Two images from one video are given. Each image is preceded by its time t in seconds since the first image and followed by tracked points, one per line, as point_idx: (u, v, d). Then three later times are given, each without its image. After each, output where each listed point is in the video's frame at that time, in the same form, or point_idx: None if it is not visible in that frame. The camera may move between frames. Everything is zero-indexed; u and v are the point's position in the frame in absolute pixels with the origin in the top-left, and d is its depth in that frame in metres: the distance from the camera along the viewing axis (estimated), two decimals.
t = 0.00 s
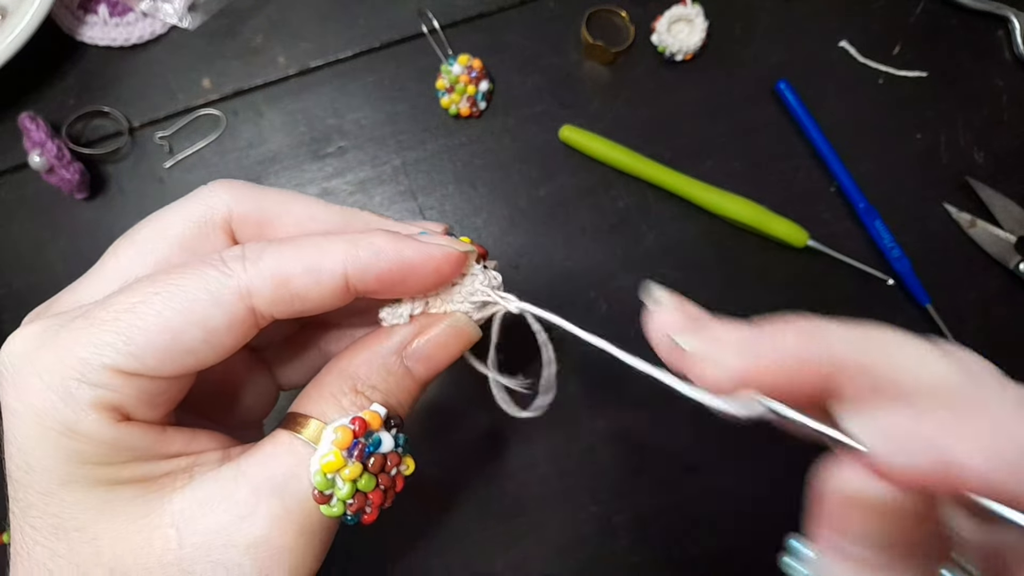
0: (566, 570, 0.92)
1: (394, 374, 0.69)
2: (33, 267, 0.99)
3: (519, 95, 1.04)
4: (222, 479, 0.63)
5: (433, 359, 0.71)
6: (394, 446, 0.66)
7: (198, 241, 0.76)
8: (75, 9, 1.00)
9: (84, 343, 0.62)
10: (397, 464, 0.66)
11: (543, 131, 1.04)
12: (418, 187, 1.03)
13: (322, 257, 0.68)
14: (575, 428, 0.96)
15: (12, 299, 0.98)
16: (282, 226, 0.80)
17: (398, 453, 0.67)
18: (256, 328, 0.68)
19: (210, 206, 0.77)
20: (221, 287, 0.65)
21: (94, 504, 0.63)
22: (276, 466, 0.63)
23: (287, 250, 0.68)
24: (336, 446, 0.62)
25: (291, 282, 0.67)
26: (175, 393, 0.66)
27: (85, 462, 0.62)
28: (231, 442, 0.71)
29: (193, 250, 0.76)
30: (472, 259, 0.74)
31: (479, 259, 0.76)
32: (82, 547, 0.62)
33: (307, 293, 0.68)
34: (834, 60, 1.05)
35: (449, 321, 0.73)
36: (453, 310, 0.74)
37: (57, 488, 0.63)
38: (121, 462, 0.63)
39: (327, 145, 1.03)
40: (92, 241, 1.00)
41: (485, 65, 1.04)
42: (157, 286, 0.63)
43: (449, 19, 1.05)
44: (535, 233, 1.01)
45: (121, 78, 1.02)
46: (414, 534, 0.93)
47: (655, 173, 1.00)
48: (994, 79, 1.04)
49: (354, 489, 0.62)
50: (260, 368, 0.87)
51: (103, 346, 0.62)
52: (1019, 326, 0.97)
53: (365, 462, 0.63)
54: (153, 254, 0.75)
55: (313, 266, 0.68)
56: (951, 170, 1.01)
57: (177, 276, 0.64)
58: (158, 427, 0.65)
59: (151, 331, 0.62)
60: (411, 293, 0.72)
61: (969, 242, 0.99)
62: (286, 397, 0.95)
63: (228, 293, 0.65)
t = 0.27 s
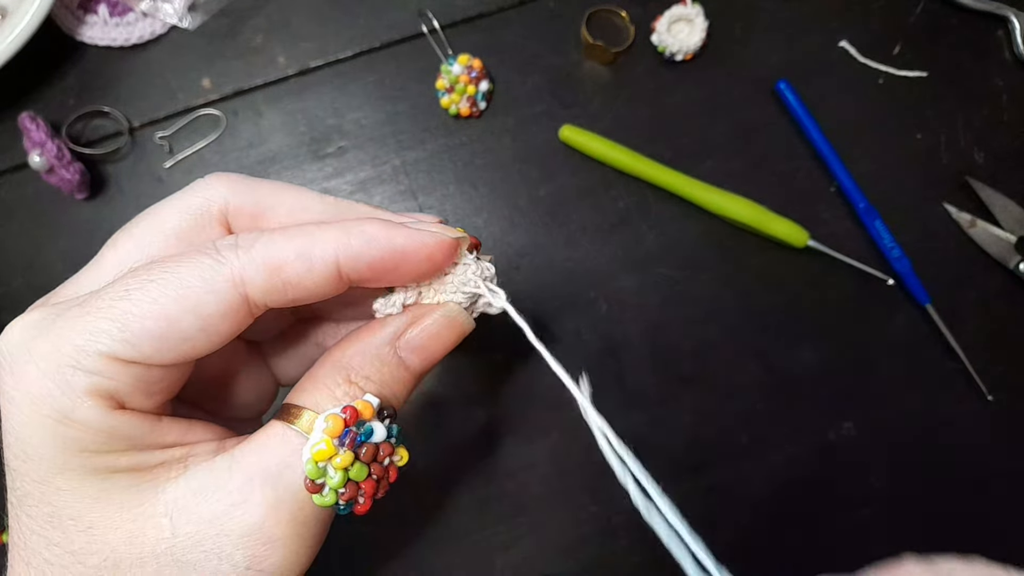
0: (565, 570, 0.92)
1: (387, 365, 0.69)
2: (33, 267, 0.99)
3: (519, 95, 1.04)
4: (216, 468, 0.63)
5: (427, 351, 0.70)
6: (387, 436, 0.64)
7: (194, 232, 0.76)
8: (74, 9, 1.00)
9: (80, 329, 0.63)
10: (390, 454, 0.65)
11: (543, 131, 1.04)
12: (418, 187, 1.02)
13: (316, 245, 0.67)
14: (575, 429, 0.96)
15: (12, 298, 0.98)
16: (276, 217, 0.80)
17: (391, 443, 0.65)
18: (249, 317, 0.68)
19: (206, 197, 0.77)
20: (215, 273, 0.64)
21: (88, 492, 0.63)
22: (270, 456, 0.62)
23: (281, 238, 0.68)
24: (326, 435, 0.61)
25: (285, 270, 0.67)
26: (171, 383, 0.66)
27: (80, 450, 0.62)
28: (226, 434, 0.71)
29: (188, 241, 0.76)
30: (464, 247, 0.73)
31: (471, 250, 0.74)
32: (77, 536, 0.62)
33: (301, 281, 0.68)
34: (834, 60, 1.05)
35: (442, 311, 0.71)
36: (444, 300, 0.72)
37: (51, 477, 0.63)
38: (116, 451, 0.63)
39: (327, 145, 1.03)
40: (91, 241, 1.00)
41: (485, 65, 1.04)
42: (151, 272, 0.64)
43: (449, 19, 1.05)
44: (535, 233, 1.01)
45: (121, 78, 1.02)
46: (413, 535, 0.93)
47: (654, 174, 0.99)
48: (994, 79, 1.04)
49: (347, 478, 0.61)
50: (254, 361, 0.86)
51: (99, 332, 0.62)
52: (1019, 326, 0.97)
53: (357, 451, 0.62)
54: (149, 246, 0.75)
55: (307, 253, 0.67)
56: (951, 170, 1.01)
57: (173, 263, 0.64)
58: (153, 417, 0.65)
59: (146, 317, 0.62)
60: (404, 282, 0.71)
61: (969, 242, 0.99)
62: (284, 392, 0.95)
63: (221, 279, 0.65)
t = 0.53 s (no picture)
0: (566, 568, 0.93)
1: (382, 363, 0.69)
2: (35, 267, 1.00)
3: (519, 96, 1.05)
4: (207, 467, 0.63)
5: (421, 348, 0.71)
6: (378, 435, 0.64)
7: (190, 232, 0.76)
8: (76, 10, 1.01)
9: (72, 327, 0.63)
10: (382, 453, 0.64)
11: (543, 132, 1.04)
12: (419, 187, 1.03)
13: (310, 242, 0.69)
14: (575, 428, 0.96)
15: (14, 298, 0.99)
16: (272, 216, 0.80)
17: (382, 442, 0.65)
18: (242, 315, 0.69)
19: (202, 199, 0.78)
20: (209, 272, 0.65)
21: (79, 491, 0.63)
22: (261, 454, 0.62)
23: (275, 237, 0.69)
24: (316, 433, 0.61)
25: (278, 268, 0.68)
26: (163, 381, 0.67)
27: (72, 449, 0.63)
28: (219, 434, 0.71)
29: (186, 240, 0.76)
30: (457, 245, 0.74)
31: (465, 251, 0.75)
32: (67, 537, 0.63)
33: (293, 278, 0.69)
34: (832, 61, 1.05)
35: (436, 310, 0.72)
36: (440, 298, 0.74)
37: (40, 474, 0.63)
38: (108, 449, 0.63)
39: (328, 146, 1.04)
40: (93, 241, 1.00)
41: (485, 66, 1.05)
42: (145, 270, 0.64)
43: (449, 20, 1.06)
44: (535, 233, 1.01)
45: (123, 79, 1.03)
46: (414, 533, 0.93)
47: (654, 174, 1.00)
48: (992, 80, 1.04)
49: (337, 477, 0.61)
50: (249, 360, 0.87)
51: (91, 330, 0.63)
52: (1017, 325, 0.97)
53: (347, 449, 0.62)
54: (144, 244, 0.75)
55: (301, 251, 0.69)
56: (950, 170, 1.02)
57: (166, 261, 0.65)
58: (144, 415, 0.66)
59: (139, 315, 0.63)
60: (397, 279, 0.73)
61: (967, 242, 0.99)
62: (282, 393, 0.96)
63: (215, 276, 0.65)
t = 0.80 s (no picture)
0: (566, 565, 0.94)
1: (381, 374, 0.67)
2: (39, 267, 1.01)
3: (519, 97, 1.05)
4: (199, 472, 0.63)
5: (423, 356, 0.69)
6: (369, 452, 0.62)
7: (195, 236, 0.77)
8: (79, 12, 1.02)
9: (72, 328, 0.65)
10: (374, 471, 0.63)
11: (543, 133, 1.05)
12: (420, 188, 1.04)
13: (307, 245, 0.69)
14: (575, 427, 0.97)
15: (18, 298, 1.00)
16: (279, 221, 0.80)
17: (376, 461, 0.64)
18: (241, 317, 0.69)
19: (207, 205, 0.78)
20: (205, 273, 0.66)
21: (74, 493, 0.63)
22: (253, 466, 0.61)
23: (273, 241, 0.69)
24: (305, 447, 0.60)
25: (275, 271, 0.69)
26: (160, 385, 0.68)
27: (70, 449, 0.64)
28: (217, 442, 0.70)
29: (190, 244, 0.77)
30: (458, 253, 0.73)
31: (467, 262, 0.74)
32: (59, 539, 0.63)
33: (291, 282, 0.69)
34: (830, 62, 1.06)
35: (437, 317, 0.70)
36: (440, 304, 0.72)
37: (40, 471, 0.64)
38: (104, 450, 0.64)
39: (330, 147, 1.04)
40: (96, 241, 1.01)
41: (485, 68, 1.05)
42: (142, 271, 0.66)
43: (450, 22, 1.07)
44: (535, 233, 1.02)
45: (126, 80, 1.04)
46: (415, 531, 0.94)
47: (653, 174, 1.01)
48: (989, 82, 1.05)
49: (323, 494, 0.60)
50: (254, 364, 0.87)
51: (90, 330, 0.64)
52: (1013, 325, 0.98)
53: (336, 465, 0.61)
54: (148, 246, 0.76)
55: (298, 254, 0.69)
56: (947, 171, 1.03)
57: (164, 263, 0.66)
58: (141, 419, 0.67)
59: (136, 314, 0.64)
60: (396, 285, 0.72)
61: (964, 242, 1.00)
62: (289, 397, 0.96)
63: (212, 278, 0.66)
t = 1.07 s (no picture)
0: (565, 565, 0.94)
1: (344, 355, 0.65)
2: (39, 267, 1.01)
3: (519, 97, 1.05)
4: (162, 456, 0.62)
5: (390, 341, 0.66)
6: (316, 434, 0.60)
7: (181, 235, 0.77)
8: (79, 12, 1.02)
9: (47, 308, 0.66)
10: (323, 454, 0.61)
11: (543, 133, 1.05)
12: (419, 188, 1.04)
13: (278, 237, 0.69)
14: (575, 426, 0.97)
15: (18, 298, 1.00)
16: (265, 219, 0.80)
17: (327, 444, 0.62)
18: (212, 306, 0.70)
19: (194, 206, 0.78)
20: (175, 258, 0.66)
21: (38, 472, 0.63)
22: (208, 447, 0.60)
23: (246, 229, 0.70)
24: (246, 425, 0.59)
25: (246, 261, 0.69)
26: (133, 370, 0.68)
27: (39, 430, 0.63)
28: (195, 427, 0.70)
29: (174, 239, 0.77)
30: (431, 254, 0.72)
31: (443, 265, 0.72)
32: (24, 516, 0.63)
33: (260, 272, 0.70)
34: (830, 62, 1.06)
35: (407, 302, 0.67)
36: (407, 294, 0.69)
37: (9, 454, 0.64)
38: (70, 432, 0.64)
39: (330, 147, 1.04)
40: (97, 242, 1.01)
41: (485, 68, 1.05)
42: (115, 254, 0.67)
43: (450, 22, 1.07)
44: (534, 233, 1.02)
45: (126, 80, 1.04)
46: (415, 531, 0.94)
47: (653, 174, 1.01)
48: (989, 82, 1.05)
49: (265, 474, 0.58)
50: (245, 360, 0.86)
51: (64, 311, 0.65)
52: (1014, 324, 0.98)
53: (279, 446, 0.59)
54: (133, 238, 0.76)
55: (269, 246, 0.69)
56: (947, 171, 1.03)
57: (135, 248, 0.67)
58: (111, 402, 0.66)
59: (108, 297, 0.65)
60: (366, 284, 0.72)
61: (964, 242, 1.00)
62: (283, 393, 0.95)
63: (180, 264, 0.66)
